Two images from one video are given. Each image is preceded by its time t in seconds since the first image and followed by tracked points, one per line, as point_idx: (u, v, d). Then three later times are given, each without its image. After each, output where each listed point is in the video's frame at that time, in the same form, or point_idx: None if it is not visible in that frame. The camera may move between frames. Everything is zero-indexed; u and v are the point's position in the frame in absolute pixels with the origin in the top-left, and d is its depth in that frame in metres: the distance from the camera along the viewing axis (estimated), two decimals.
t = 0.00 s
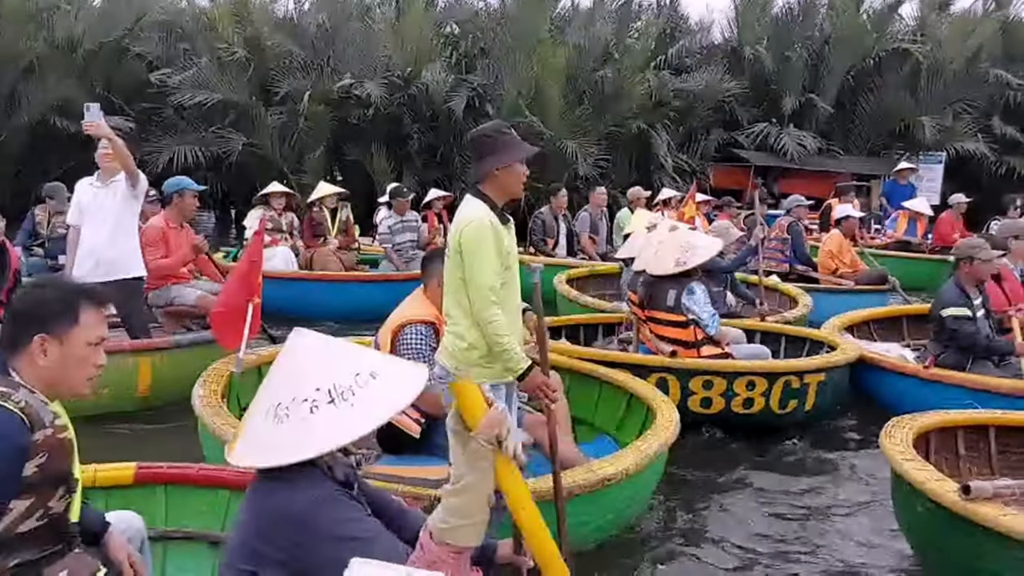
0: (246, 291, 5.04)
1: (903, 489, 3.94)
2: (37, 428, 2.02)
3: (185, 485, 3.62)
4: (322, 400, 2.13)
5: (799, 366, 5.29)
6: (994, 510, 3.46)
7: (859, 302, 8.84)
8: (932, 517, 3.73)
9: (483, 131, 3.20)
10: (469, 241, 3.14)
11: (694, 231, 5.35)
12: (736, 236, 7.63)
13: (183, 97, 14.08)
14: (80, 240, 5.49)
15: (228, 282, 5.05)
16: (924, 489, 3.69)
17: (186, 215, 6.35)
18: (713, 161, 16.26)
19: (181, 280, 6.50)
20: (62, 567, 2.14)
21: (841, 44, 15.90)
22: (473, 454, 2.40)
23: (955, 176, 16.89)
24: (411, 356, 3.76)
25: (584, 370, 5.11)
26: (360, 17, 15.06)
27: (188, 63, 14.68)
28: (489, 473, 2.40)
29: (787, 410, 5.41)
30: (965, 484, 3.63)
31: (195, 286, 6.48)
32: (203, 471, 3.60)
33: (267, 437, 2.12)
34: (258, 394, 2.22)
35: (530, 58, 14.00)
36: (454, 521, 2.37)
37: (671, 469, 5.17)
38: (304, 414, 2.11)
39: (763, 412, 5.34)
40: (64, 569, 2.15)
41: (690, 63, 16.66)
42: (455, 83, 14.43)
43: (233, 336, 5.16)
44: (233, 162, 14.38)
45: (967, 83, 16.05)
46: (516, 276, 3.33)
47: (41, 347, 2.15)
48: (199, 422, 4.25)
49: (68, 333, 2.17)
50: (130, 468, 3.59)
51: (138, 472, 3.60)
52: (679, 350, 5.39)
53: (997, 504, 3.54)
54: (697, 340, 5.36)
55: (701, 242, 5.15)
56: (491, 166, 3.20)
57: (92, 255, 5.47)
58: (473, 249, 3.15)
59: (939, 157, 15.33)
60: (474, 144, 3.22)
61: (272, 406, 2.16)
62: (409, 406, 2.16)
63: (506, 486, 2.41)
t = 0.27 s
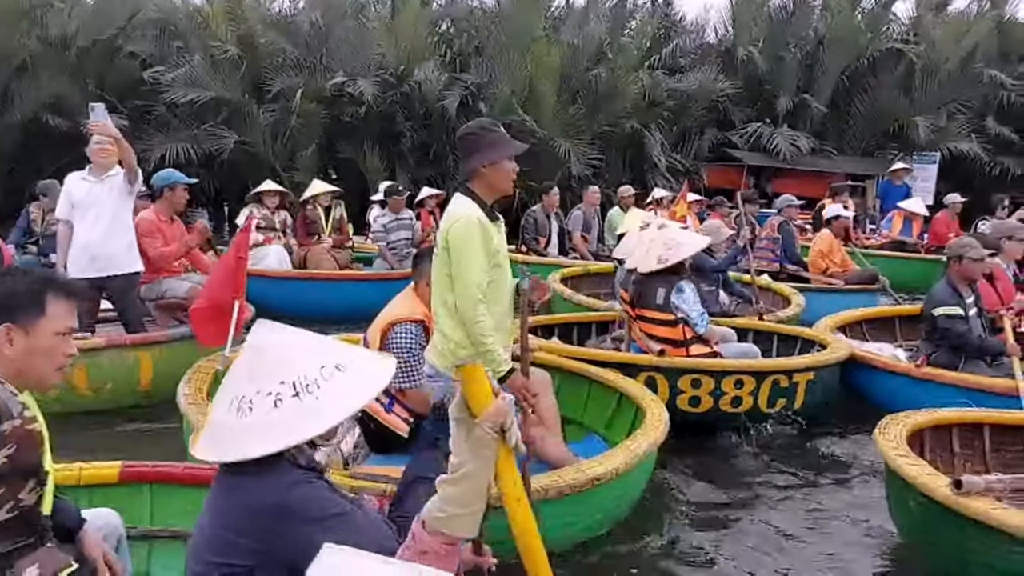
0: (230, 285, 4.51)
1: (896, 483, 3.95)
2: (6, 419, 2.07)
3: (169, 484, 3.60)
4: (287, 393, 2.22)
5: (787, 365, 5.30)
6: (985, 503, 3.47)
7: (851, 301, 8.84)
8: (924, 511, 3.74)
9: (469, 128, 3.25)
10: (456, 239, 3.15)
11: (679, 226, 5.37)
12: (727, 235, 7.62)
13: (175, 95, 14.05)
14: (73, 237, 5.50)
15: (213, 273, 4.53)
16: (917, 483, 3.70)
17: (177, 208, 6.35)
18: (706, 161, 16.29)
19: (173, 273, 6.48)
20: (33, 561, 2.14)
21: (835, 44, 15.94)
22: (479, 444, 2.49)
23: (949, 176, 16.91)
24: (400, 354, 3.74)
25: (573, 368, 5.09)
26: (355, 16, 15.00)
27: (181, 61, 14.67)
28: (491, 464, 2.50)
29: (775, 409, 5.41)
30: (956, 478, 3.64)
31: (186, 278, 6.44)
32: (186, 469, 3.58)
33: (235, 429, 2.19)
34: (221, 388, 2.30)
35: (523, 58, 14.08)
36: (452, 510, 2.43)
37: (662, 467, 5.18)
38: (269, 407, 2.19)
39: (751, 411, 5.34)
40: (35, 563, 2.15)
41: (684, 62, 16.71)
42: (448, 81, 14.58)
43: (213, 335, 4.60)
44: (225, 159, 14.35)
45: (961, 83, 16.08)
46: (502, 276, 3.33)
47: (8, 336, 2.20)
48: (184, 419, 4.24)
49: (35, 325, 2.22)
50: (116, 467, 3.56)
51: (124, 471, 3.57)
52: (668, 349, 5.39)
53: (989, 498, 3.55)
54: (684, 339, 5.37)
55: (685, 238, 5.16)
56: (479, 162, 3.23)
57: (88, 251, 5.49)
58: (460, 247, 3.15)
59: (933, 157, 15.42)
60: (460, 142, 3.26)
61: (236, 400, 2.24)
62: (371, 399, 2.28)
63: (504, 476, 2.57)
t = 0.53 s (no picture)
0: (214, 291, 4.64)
1: (887, 482, 3.97)
2: None
3: (150, 487, 3.58)
4: (242, 395, 2.15)
5: (773, 367, 5.29)
6: (974, 502, 3.49)
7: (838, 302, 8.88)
8: (916, 510, 3.75)
9: (459, 127, 3.23)
10: (445, 239, 3.15)
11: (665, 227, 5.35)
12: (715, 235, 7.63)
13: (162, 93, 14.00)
14: (65, 234, 5.44)
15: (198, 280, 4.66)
16: (908, 483, 3.72)
17: (162, 205, 6.36)
18: (694, 162, 16.31)
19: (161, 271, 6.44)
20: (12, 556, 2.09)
21: (823, 46, 16.00)
22: (440, 463, 2.04)
23: (936, 178, 16.99)
24: (385, 355, 3.72)
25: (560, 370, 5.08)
26: (343, 14, 14.98)
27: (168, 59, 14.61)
28: (457, 480, 2.06)
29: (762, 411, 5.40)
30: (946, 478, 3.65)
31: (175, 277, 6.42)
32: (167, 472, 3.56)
33: (192, 433, 2.15)
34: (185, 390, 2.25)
35: (511, 57, 14.08)
36: (414, 529, 2.06)
37: (650, 468, 5.17)
38: (224, 410, 2.13)
39: (737, 413, 5.34)
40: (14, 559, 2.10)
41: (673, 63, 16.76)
42: (436, 81, 14.59)
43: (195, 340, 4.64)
44: (212, 158, 14.29)
45: (948, 85, 16.17)
46: (490, 276, 3.33)
47: None
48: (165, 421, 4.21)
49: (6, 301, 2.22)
50: (96, 468, 3.54)
51: (105, 472, 3.55)
52: (653, 351, 5.38)
53: (979, 498, 3.57)
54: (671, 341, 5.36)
55: (671, 239, 5.14)
56: (468, 161, 3.21)
57: (82, 249, 5.46)
58: (449, 247, 3.15)
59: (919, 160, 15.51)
60: (449, 141, 3.24)
61: (196, 402, 2.19)
62: (331, 398, 2.17)
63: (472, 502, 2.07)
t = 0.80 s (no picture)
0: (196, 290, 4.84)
1: (874, 483, 3.97)
2: None
3: (128, 489, 3.56)
4: (201, 411, 2.11)
5: (755, 370, 5.31)
6: (961, 505, 3.49)
7: (821, 304, 8.91)
8: (903, 511, 3.76)
9: (441, 128, 3.22)
10: (428, 242, 3.14)
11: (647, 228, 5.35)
12: (700, 236, 7.63)
13: (145, 92, 13.91)
14: (56, 233, 5.39)
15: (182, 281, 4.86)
16: (895, 484, 3.72)
17: (148, 206, 6.33)
18: (680, 163, 16.35)
19: (147, 273, 6.40)
20: None
21: (809, 49, 16.05)
22: (311, 466, 1.75)
23: (920, 180, 17.09)
24: (368, 356, 3.67)
25: (542, 369, 5.08)
26: (329, 13, 14.94)
27: (152, 57, 14.53)
28: (338, 490, 1.75)
29: (743, 413, 5.43)
30: (932, 480, 3.66)
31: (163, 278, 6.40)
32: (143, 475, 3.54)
33: (157, 448, 2.14)
34: (154, 398, 2.23)
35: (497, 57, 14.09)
36: (299, 540, 1.79)
37: (635, 470, 5.17)
38: (184, 426, 2.11)
39: (720, 416, 5.37)
40: None
41: (660, 64, 16.80)
42: (421, 81, 14.55)
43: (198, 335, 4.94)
44: (195, 157, 14.23)
45: (933, 88, 16.24)
46: (476, 276, 3.31)
47: None
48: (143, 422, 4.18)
49: None
50: (74, 468, 3.51)
51: (83, 472, 3.52)
52: (636, 354, 5.39)
53: (966, 500, 3.56)
54: (653, 344, 5.37)
55: (653, 242, 5.13)
56: (451, 162, 3.21)
57: (71, 248, 5.40)
58: (432, 249, 3.14)
59: (904, 161, 15.58)
60: (431, 142, 3.23)
61: (160, 416, 2.17)
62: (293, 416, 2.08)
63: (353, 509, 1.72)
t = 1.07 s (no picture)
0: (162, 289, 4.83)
1: (848, 484, 4.01)
2: None
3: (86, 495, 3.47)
4: (149, 427, 1.95)
5: (725, 372, 5.32)
6: (934, 507, 3.51)
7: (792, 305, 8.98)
8: (877, 513, 3.78)
9: (408, 127, 3.20)
10: (390, 240, 3.13)
11: (612, 228, 5.35)
12: (674, 237, 7.66)
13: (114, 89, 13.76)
14: (31, 234, 5.30)
15: (147, 282, 4.86)
16: (869, 486, 3.75)
17: (120, 208, 6.30)
18: (654, 164, 16.42)
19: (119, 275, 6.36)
20: None
21: (782, 52, 16.17)
22: (151, 554, 1.72)
23: (890, 182, 17.28)
24: (338, 357, 3.68)
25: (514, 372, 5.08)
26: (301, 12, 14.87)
27: (121, 54, 14.40)
28: (178, 570, 1.72)
29: (714, 416, 5.43)
30: (907, 483, 3.68)
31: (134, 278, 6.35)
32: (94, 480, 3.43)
33: (100, 467, 1.95)
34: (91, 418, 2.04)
35: (471, 57, 14.09)
36: None
37: (609, 473, 5.17)
38: (130, 444, 1.93)
39: (690, 419, 5.36)
40: None
41: (634, 66, 16.85)
42: (394, 79, 14.50)
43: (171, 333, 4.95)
44: (165, 155, 14.10)
45: (903, 92, 16.42)
46: (442, 271, 3.31)
47: None
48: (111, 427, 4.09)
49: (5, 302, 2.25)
50: (32, 474, 3.46)
51: (39, 478, 3.45)
52: (607, 356, 5.39)
53: (938, 501, 3.59)
54: (624, 346, 5.36)
55: (619, 243, 5.14)
56: (417, 162, 3.19)
57: (47, 248, 5.32)
58: (394, 248, 3.13)
59: (875, 164, 15.74)
60: (398, 142, 3.21)
61: (101, 434, 1.98)
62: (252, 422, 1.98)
63: None
